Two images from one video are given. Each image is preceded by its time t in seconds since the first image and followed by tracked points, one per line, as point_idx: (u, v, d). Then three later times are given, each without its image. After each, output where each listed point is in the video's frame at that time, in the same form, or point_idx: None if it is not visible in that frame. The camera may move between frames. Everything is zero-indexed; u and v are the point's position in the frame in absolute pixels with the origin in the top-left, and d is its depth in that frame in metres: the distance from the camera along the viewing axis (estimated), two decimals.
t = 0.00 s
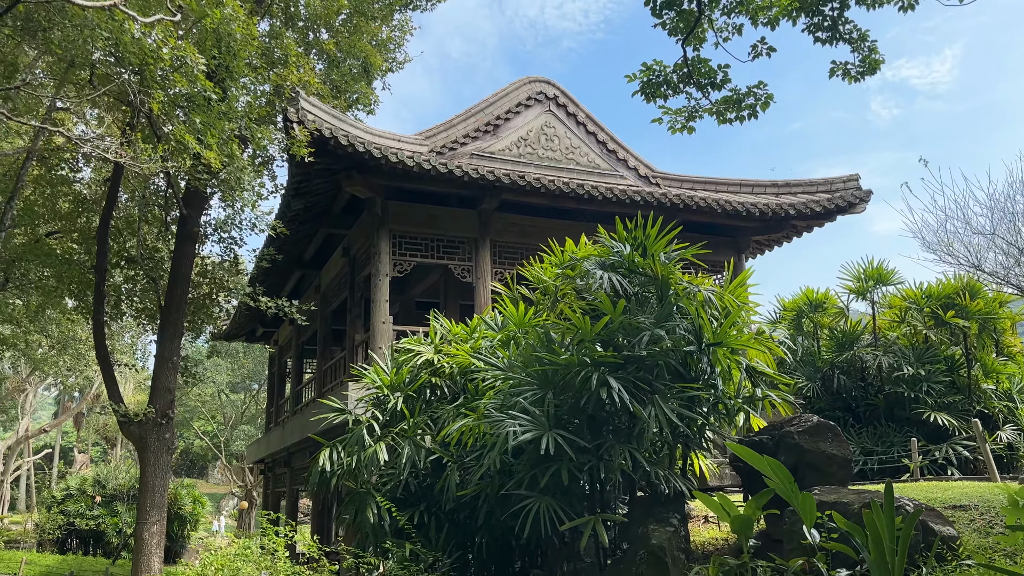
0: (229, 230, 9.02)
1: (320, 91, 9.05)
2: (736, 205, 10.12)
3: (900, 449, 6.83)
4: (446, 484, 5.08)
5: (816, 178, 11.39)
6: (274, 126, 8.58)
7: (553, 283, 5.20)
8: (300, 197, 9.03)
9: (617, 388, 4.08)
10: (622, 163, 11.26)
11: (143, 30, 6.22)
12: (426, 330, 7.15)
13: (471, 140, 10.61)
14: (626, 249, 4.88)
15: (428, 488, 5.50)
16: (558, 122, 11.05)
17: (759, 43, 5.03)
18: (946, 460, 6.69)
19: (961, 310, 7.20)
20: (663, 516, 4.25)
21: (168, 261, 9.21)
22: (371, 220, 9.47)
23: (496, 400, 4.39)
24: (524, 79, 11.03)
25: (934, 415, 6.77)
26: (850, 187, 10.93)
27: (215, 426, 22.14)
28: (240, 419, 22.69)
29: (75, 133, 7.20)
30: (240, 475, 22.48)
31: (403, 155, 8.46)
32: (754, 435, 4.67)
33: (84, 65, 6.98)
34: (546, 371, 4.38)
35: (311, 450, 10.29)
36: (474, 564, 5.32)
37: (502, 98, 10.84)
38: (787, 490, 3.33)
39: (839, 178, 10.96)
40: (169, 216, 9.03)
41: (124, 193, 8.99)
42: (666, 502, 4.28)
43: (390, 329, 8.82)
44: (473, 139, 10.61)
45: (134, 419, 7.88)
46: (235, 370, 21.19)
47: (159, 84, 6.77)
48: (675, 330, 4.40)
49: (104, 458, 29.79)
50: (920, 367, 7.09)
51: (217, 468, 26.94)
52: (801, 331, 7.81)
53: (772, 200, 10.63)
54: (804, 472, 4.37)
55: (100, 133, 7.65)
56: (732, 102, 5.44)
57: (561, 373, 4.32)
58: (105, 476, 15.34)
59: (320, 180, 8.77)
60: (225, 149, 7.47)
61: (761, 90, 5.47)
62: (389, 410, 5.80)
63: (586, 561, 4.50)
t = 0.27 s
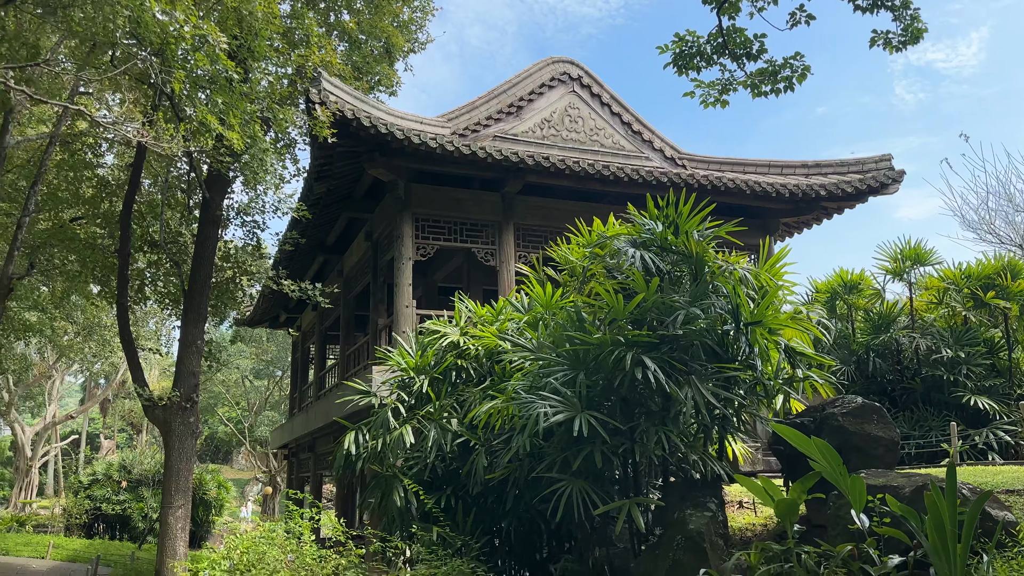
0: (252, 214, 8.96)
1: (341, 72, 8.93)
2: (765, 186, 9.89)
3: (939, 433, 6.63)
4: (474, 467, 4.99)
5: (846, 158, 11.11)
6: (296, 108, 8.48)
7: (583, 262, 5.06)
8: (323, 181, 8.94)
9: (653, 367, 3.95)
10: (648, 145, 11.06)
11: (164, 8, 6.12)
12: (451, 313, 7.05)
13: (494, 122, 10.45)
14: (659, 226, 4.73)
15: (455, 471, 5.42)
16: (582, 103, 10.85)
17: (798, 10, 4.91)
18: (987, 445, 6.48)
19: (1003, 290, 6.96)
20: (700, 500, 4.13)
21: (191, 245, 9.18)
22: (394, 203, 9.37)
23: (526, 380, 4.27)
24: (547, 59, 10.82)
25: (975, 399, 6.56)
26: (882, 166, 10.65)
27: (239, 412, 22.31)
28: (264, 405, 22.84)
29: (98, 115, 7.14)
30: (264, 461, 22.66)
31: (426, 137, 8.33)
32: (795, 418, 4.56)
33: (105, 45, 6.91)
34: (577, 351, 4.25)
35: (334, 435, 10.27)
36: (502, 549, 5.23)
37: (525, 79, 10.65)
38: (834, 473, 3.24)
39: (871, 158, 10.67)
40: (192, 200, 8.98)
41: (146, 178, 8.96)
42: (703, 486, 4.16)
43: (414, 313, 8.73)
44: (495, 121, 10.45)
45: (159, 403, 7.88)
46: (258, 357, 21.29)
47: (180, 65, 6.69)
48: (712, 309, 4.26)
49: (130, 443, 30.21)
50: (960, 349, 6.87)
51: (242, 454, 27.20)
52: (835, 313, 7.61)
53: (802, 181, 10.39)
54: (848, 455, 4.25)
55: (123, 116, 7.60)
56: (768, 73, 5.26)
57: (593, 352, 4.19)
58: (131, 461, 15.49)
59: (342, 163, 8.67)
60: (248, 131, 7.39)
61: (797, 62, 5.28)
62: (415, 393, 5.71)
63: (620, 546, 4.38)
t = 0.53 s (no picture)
0: (285, 194, 8.91)
1: (374, 49, 8.79)
2: (809, 161, 9.57)
3: (996, 415, 6.37)
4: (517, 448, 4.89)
5: (893, 131, 10.70)
6: (328, 86, 8.37)
7: (626, 237, 4.89)
8: (356, 160, 8.84)
9: (704, 346, 3.80)
10: (685, 120, 10.77)
11: None
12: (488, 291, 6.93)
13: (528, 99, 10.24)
14: (708, 198, 4.54)
15: (495, 452, 5.33)
16: (617, 78, 10.58)
17: None
18: None
19: None
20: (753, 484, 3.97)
21: (226, 226, 9.19)
22: (428, 182, 9.24)
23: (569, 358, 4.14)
24: (581, 33, 10.56)
25: None
26: (931, 139, 10.24)
27: (275, 393, 22.59)
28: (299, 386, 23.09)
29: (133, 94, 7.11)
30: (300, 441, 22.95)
31: (460, 113, 8.16)
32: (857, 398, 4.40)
33: (138, 22, 6.85)
34: (624, 329, 4.10)
35: (370, 416, 10.28)
36: (544, 531, 5.14)
37: (559, 54, 10.41)
38: (904, 459, 3.09)
39: (919, 131, 10.27)
40: (227, 181, 8.96)
41: (181, 159, 8.95)
42: (757, 469, 4.02)
43: (449, 294, 8.64)
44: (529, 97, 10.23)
45: (198, 382, 7.92)
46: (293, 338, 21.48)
47: (213, 41, 6.61)
48: (765, 285, 4.09)
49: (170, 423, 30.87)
50: (1019, 328, 6.57)
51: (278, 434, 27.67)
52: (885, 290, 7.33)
53: (847, 155, 10.04)
54: (913, 435, 4.11)
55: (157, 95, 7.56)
56: (820, 38, 4.98)
57: (641, 330, 4.04)
58: (170, 441, 15.78)
59: (376, 142, 8.55)
60: (281, 108, 7.31)
61: (852, 27, 5.00)
62: (454, 372, 5.62)
63: (668, 529, 4.25)
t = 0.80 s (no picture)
0: (329, 164, 8.87)
1: (416, 14, 8.61)
2: (871, 122, 9.11)
3: None
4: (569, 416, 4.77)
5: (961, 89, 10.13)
6: (372, 53, 8.24)
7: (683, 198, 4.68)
8: (400, 129, 8.72)
9: (773, 307, 3.60)
10: (738, 83, 10.36)
11: None
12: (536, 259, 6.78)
13: (574, 63, 9.95)
14: (771, 154, 4.28)
15: (547, 421, 5.22)
16: (666, 40, 10.21)
17: None
18: None
19: None
20: (823, 454, 3.79)
21: (273, 197, 9.20)
22: (472, 150, 9.08)
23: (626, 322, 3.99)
24: None
25: None
26: (1003, 97, 9.66)
27: (322, 367, 22.91)
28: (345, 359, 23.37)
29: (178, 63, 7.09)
30: (347, 413, 23.27)
31: (505, 78, 7.96)
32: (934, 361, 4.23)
33: None
34: (684, 292, 3.92)
35: (416, 387, 10.27)
36: (598, 500, 5.03)
37: (606, 16, 10.07)
38: (996, 424, 2.88)
39: (990, 88, 9.69)
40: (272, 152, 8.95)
41: (227, 131, 8.96)
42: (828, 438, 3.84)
43: (494, 264, 8.51)
44: (575, 62, 9.94)
45: (246, 352, 7.99)
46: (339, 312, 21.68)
47: (255, 6, 6.52)
48: (836, 244, 3.86)
49: (221, 395, 31.65)
50: None
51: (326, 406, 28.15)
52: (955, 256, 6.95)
53: (911, 116, 9.53)
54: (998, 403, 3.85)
55: (201, 65, 7.53)
56: None
57: (702, 293, 3.86)
58: (221, 413, 16.13)
59: (420, 109, 8.41)
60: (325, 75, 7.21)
61: None
62: (503, 341, 5.51)
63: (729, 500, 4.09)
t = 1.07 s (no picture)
0: (381, 127, 8.76)
1: None
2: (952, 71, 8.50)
3: None
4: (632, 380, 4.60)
5: None
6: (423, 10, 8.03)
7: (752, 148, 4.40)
8: (452, 89, 8.52)
9: (856, 261, 3.36)
10: (805, 33, 9.79)
11: None
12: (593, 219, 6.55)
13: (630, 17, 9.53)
14: (852, 97, 3.90)
15: (607, 386, 5.05)
16: None
17: None
18: None
19: None
20: (911, 420, 3.54)
21: (326, 162, 9.16)
22: (525, 110, 8.81)
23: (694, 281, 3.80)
24: None
25: None
26: None
27: (377, 334, 23.19)
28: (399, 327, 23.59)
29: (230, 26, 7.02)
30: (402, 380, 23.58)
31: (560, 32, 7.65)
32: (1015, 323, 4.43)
33: None
34: (757, 247, 3.71)
35: (470, 353, 10.21)
36: (661, 467, 4.86)
37: None
38: None
39: None
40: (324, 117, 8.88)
41: (280, 96, 8.92)
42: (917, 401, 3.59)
43: (549, 227, 8.29)
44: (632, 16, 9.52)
45: (303, 317, 8.03)
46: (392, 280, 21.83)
47: None
48: (925, 193, 3.57)
49: (280, 362, 32.48)
50: None
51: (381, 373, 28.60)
52: None
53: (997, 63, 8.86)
54: None
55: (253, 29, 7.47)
56: None
57: (778, 248, 3.64)
58: (280, 378, 16.48)
59: (472, 68, 8.19)
60: (375, 34, 7.05)
61: None
62: (562, 303, 5.34)
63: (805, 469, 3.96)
